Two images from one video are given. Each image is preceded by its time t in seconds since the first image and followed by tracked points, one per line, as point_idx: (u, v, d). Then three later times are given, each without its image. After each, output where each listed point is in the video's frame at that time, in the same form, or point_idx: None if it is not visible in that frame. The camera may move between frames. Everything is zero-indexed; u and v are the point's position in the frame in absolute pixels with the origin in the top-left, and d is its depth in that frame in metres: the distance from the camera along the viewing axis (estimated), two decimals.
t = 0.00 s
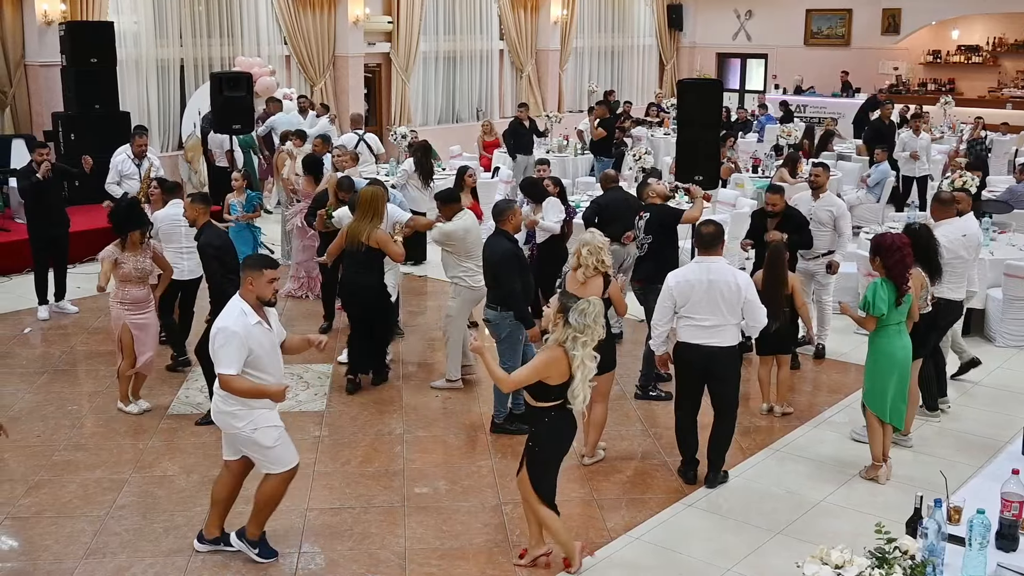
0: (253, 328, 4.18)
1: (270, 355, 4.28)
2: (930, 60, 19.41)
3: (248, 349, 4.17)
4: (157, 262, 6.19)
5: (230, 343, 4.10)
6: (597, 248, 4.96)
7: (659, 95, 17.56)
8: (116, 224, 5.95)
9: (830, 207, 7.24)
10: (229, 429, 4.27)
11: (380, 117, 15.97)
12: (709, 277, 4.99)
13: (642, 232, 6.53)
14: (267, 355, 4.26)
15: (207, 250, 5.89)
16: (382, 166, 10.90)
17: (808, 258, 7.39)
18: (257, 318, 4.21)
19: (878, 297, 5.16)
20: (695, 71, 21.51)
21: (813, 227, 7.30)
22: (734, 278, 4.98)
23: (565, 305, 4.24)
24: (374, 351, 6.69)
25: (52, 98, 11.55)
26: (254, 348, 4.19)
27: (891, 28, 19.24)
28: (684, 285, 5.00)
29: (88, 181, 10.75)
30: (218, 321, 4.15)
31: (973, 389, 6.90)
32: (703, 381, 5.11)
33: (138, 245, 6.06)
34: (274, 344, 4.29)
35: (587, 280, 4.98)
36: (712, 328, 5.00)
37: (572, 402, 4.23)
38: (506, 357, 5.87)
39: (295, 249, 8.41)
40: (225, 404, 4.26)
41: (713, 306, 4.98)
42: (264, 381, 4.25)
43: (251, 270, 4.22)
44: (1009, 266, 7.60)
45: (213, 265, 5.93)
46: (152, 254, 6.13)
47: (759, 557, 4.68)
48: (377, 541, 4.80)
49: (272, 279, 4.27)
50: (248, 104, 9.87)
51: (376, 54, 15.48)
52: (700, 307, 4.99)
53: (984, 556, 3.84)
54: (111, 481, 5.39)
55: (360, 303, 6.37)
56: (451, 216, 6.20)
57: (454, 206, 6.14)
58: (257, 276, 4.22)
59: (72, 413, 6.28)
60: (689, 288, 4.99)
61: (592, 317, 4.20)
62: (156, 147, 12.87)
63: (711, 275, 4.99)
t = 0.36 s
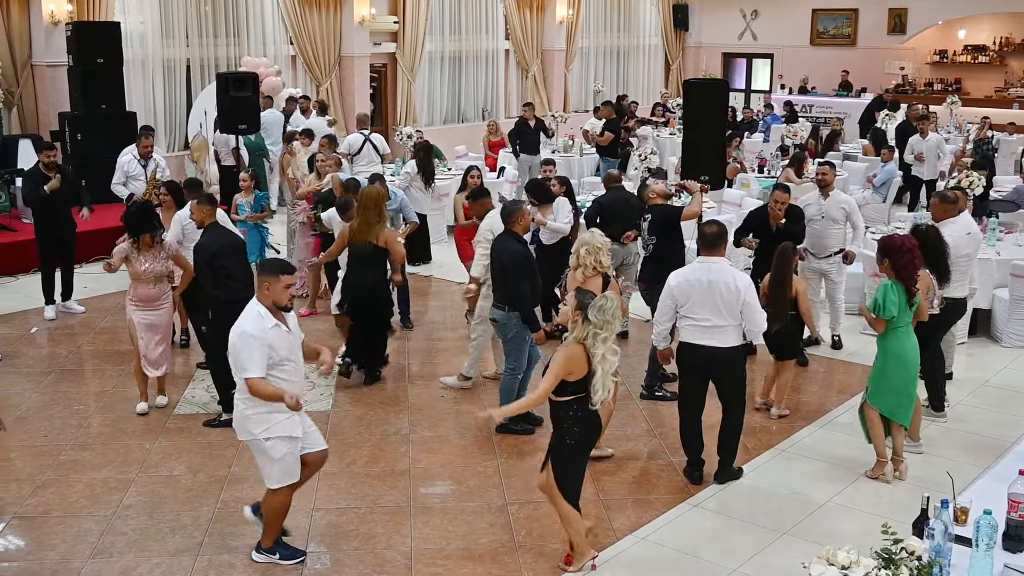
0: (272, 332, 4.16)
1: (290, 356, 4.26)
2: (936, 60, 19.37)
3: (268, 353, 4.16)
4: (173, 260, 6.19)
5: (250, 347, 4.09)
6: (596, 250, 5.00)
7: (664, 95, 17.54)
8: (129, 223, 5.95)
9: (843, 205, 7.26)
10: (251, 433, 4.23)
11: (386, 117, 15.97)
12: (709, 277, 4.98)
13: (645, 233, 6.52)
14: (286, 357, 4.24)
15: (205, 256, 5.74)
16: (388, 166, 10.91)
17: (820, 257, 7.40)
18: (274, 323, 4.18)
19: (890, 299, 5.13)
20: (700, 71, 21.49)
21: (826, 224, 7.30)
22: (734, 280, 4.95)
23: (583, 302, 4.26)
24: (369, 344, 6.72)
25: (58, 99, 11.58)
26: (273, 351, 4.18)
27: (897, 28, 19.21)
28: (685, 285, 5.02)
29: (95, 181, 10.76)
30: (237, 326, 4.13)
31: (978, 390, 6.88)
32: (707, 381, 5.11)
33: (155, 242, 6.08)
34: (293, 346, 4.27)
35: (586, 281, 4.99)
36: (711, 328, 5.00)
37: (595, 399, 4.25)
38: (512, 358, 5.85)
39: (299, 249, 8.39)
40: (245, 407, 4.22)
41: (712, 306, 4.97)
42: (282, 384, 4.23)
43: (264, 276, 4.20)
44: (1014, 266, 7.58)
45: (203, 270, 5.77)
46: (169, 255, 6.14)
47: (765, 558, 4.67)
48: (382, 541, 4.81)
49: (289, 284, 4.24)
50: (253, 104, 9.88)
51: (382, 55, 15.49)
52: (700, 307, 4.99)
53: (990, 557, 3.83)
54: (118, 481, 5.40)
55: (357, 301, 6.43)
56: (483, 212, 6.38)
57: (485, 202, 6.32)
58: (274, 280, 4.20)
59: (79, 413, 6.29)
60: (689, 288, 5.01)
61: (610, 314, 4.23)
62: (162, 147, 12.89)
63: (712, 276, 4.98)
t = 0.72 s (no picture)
0: (311, 324, 4.19)
1: (325, 348, 4.28)
2: (938, 60, 19.35)
3: (309, 344, 4.18)
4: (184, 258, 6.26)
5: (292, 338, 4.10)
6: (592, 249, 5.00)
7: (666, 94, 17.53)
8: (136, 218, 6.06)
9: (852, 204, 7.27)
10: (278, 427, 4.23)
11: (388, 116, 15.98)
12: (721, 279, 4.97)
13: (648, 233, 6.51)
14: (322, 349, 4.26)
15: (204, 249, 5.75)
16: (391, 166, 10.92)
17: (831, 254, 7.44)
18: (310, 316, 4.20)
19: (890, 295, 5.14)
20: (703, 71, 21.49)
21: (836, 223, 7.34)
22: (745, 280, 4.96)
23: (586, 301, 4.28)
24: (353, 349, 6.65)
25: (61, 98, 11.59)
26: (313, 342, 4.19)
27: (900, 28, 19.19)
28: (696, 288, 5.00)
29: (97, 181, 10.77)
30: (277, 318, 4.13)
31: (981, 390, 6.88)
32: (713, 381, 5.12)
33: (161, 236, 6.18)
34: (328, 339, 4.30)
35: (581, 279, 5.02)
36: (722, 329, 4.99)
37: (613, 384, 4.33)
38: (527, 357, 5.78)
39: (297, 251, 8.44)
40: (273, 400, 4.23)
41: (723, 308, 4.97)
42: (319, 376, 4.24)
43: (297, 270, 4.21)
44: (1017, 266, 7.58)
45: (199, 258, 5.75)
46: (176, 251, 6.20)
47: (768, 558, 4.68)
48: (384, 541, 4.81)
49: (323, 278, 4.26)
50: (256, 105, 9.89)
51: (384, 55, 15.51)
52: (711, 310, 4.99)
53: (993, 557, 3.84)
54: (121, 480, 5.40)
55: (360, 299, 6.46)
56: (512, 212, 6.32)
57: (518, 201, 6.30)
58: (308, 275, 4.22)
59: (81, 413, 6.30)
60: (700, 290, 4.99)
61: (614, 301, 4.27)
62: (165, 147, 12.90)
63: (722, 278, 4.97)
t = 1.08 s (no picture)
0: (344, 324, 4.18)
1: (359, 350, 4.28)
2: (940, 60, 19.33)
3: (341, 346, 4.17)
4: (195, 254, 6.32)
5: (323, 341, 4.09)
6: (593, 250, 5.01)
7: (668, 94, 17.51)
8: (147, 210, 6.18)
9: (852, 203, 7.24)
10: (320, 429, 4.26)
11: (390, 116, 15.99)
12: (720, 278, 4.99)
13: (651, 232, 6.51)
14: (356, 351, 4.26)
15: (209, 251, 5.80)
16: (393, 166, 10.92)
17: (830, 252, 7.44)
18: (344, 318, 4.20)
19: (886, 296, 5.14)
20: (705, 71, 21.49)
21: (835, 221, 7.31)
22: (745, 279, 4.97)
23: (576, 307, 4.41)
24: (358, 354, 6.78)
25: (63, 98, 11.59)
26: (344, 345, 4.19)
27: (902, 27, 19.18)
28: (695, 287, 5.00)
29: (99, 181, 10.77)
30: (308, 322, 4.14)
31: (983, 391, 6.86)
32: (714, 382, 5.11)
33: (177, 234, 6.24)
34: (361, 341, 4.29)
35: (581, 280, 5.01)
36: (722, 329, 4.99)
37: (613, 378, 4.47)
38: (537, 356, 5.86)
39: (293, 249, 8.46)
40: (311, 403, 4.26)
41: (723, 308, 4.97)
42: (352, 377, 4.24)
43: (333, 272, 4.22)
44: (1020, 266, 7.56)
45: (206, 260, 5.80)
46: (183, 248, 6.25)
47: (771, 558, 4.67)
48: (385, 541, 4.81)
49: (358, 280, 4.26)
50: (258, 104, 9.89)
51: (386, 54, 15.51)
52: (710, 310, 4.99)
53: (996, 557, 3.83)
54: (123, 480, 5.41)
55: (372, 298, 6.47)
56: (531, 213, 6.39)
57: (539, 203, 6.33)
58: (344, 276, 4.22)
59: (84, 413, 6.30)
60: (699, 289, 4.99)
61: (601, 301, 4.38)
62: (167, 147, 12.89)
63: (723, 277, 4.99)
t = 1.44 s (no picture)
0: (390, 325, 4.10)
1: (406, 352, 4.19)
2: (943, 59, 19.29)
3: (385, 346, 4.08)
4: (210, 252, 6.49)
5: (367, 338, 4.01)
6: (597, 249, 5.00)
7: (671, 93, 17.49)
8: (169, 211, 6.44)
9: (852, 205, 7.23)
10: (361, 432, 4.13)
11: (393, 116, 15.99)
12: (709, 278, 4.96)
13: (656, 228, 6.49)
14: (404, 352, 4.17)
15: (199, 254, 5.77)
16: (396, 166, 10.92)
17: (824, 252, 7.44)
18: (390, 317, 4.12)
19: (887, 294, 5.14)
20: (707, 71, 21.49)
21: (833, 223, 7.29)
22: (733, 279, 4.93)
23: (588, 296, 4.40)
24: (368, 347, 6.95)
25: (66, 98, 11.60)
26: (390, 344, 4.10)
27: (905, 27, 19.16)
28: (683, 286, 5.00)
29: (102, 181, 10.77)
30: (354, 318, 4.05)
31: (987, 391, 6.84)
32: (709, 382, 5.09)
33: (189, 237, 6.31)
34: (408, 344, 4.20)
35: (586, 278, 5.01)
36: (711, 329, 4.97)
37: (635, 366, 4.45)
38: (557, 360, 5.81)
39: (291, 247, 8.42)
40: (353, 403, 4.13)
41: (712, 308, 4.94)
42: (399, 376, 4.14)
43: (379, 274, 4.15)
44: None
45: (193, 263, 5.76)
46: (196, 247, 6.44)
47: (774, 559, 4.66)
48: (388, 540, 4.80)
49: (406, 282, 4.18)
50: (261, 104, 9.88)
51: (389, 54, 15.51)
52: (699, 310, 4.97)
53: (1000, 558, 3.81)
54: (126, 479, 5.41)
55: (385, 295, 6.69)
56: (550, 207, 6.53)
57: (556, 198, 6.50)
58: (391, 277, 4.14)
59: (87, 412, 6.30)
60: (687, 290, 4.98)
61: (611, 287, 4.37)
62: (170, 147, 12.91)
63: (711, 277, 4.95)
